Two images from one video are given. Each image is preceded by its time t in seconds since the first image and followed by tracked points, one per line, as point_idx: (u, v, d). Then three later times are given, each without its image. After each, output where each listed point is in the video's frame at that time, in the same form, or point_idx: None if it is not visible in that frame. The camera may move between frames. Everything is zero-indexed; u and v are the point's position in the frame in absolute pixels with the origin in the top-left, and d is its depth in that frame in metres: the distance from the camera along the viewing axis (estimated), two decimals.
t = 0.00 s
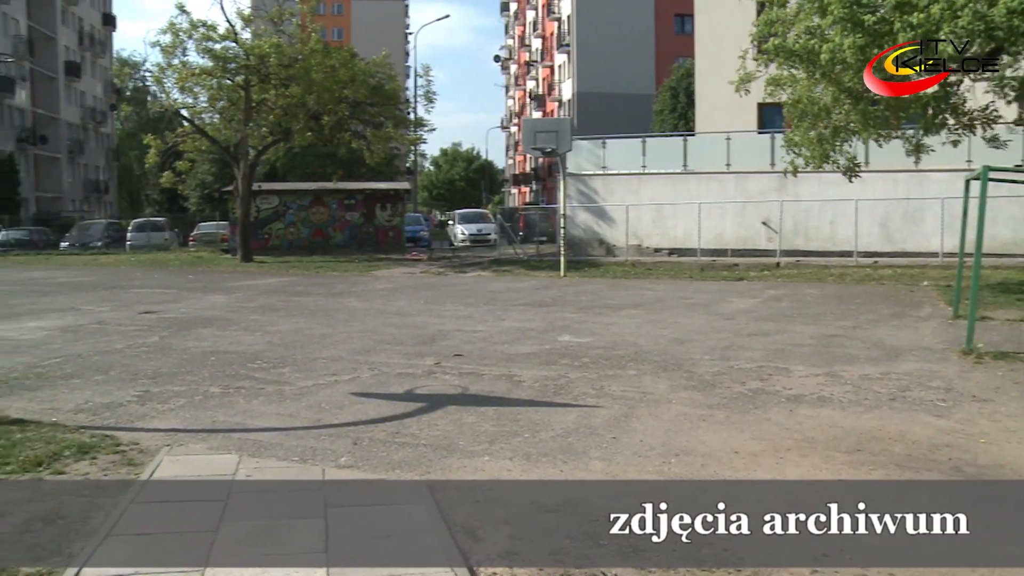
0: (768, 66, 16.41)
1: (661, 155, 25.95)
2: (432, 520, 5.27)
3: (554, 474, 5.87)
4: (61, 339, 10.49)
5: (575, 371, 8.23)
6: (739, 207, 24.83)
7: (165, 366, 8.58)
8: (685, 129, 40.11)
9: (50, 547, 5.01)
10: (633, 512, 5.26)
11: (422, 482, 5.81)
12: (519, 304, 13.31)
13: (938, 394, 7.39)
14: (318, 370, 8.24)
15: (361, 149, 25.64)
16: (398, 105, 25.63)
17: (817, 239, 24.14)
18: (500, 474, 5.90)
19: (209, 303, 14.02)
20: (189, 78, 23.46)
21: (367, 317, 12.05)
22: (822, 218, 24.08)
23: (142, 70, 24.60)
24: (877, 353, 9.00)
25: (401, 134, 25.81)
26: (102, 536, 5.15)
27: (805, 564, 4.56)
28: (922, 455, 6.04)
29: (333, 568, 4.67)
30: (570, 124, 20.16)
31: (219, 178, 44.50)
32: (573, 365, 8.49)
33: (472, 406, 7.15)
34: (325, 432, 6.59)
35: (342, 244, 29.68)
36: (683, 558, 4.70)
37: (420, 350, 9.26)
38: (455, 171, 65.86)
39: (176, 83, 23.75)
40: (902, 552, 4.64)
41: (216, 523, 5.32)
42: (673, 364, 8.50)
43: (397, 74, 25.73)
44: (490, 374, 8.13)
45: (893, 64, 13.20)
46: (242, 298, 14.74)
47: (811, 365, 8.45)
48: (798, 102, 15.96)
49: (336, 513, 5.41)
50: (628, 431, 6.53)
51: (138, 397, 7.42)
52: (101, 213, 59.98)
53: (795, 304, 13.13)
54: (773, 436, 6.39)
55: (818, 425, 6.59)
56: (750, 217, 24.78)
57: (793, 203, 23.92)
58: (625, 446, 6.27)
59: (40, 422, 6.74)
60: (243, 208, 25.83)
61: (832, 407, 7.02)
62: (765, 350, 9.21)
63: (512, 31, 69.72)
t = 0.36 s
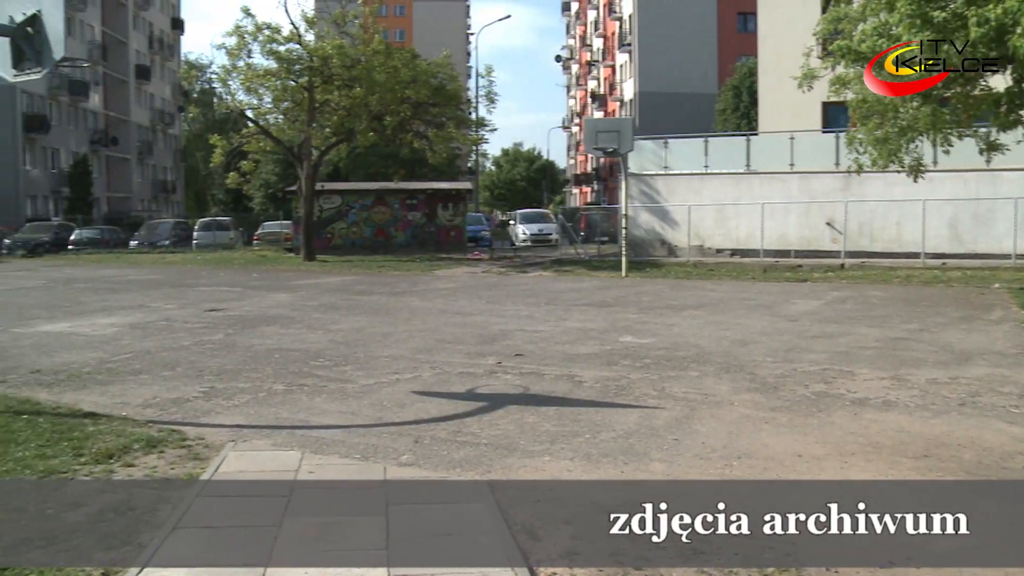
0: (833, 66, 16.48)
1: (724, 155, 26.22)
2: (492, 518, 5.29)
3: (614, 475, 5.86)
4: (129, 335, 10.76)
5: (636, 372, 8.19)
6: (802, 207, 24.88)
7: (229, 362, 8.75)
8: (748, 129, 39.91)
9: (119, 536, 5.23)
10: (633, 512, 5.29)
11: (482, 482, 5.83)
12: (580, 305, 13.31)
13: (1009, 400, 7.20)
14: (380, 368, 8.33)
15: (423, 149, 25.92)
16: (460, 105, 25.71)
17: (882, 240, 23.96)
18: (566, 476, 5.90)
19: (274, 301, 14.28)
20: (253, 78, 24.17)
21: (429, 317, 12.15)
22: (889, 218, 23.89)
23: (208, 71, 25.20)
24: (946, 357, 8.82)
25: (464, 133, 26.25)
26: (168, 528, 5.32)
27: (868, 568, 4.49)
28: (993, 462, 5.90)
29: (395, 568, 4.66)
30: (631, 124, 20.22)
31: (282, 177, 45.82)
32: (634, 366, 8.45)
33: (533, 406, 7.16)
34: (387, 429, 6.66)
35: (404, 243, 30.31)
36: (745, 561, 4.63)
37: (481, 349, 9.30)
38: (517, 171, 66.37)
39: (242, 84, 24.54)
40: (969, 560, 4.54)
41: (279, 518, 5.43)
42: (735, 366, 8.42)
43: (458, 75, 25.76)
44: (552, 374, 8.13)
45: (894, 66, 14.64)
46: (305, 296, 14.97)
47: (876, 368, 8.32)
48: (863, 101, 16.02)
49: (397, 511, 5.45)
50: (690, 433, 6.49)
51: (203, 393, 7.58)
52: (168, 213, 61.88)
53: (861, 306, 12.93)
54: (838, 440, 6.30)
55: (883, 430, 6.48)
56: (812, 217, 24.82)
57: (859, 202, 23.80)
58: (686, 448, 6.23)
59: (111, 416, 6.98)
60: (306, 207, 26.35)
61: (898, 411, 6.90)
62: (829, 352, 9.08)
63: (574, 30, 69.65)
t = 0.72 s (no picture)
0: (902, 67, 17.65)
1: (787, 155, 26.47)
2: (552, 518, 5.30)
3: (675, 476, 5.84)
4: (194, 332, 10.98)
5: (697, 374, 8.14)
6: (866, 207, 24.80)
7: (291, 360, 8.89)
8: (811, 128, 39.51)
9: (185, 529, 5.37)
10: (634, 513, 5.33)
11: (543, 482, 5.85)
12: (641, 305, 13.31)
13: None
14: (441, 367, 8.40)
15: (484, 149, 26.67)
16: (520, 106, 26.59)
17: (950, 241, 23.67)
18: (631, 478, 5.87)
19: (336, 300, 14.48)
20: (316, 79, 25.03)
21: (489, 316, 12.26)
22: (956, 219, 23.63)
23: (272, 73, 26.02)
24: (1018, 363, 8.62)
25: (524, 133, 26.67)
26: (235, 521, 5.44)
27: None
28: None
29: (455, 568, 4.67)
30: (692, 123, 21.08)
31: (343, 177, 46.89)
32: (695, 367, 8.41)
33: (592, 406, 7.17)
34: (448, 428, 6.73)
35: (465, 242, 31.55)
36: (806, 565, 4.57)
37: (541, 349, 9.31)
38: (577, 171, 66.73)
39: (304, 84, 25.42)
40: None
41: (340, 515, 5.51)
42: (797, 368, 8.33)
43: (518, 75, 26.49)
44: (612, 375, 8.12)
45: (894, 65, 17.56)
46: (365, 295, 15.16)
47: (944, 372, 8.16)
48: (932, 99, 17.30)
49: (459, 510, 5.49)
50: (751, 436, 6.44)
51: (266, 390, 7.72)
52: (231, 212, 63.87)
53: (928, 309, 12.72)
54: (902, 445, 6.20)
55: (950, 436, 6.36)
56: (876, 217, 24.75)
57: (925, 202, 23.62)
58: (747, 451, 6.19)
59: (177, 411, 7.16)
60: (368, 207, 26.86)
61: (967, 417, 6.76)
62: (894, 356, 8.94)
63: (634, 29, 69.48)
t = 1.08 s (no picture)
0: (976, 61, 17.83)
1: (855, 154, 26.50)
2: (614, 518, 5.27)
3: (740, 479, 5.78)
4: (261, 329, 11.19)
5: (762, 376, 8.06)
6: (937, 208, 24.66)
7: (355, 358, 9.00)
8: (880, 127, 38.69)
9: (251, 522, 5.48)
10: (634, 513, 5.34)
11: (605, 482, 5.85)
12: (706, 307, 13.26)
13: None
14: (506, 367, 8.46)
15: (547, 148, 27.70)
16: (585, 105, 27.31)
17: None
18: (696, 480, 5.81)
19: (401, 299, 14.69)
20: (381, 80, 25.94)
21: (552, 316, 12.34)
22: None
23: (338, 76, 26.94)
24: None
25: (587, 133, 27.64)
26: (299, 516, 5.54)
27: None
28: None
29: (517, 568, 4.68)
30: (758, 123, 21.83)
31: (408, 178, 48.40)
32: (760, 369, 8.33)
33: (656, 407, 7.15)
34: (511, 428, 6.78)
35: (528, 242, 32.09)
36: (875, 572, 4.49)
37: (605, 350, 9.31)
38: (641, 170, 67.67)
39: (370, 86, 26.35)
40: None
41: (403, 511, 5.57)
42: (865, 371, 8.21)
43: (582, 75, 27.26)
44: (677, 376, 8.09)
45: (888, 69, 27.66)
46: (429, 294, 15.31)
47: (1019, 378, 7.96)
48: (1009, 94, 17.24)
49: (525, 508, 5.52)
50: (817, 439, 6.35)
51: (330, 388, 7.83)
52: (298, 212, 66.46)
53: (1003, 312, 12.42)
54: (973, 453, 6.06)
55: None
56: (947, 217, 24.52)
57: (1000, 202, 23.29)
58: (813, 454, 6.11)
59: (243, 407, 7.30)
60: (432, 207, 27.88)
61: None
62: (966, 360, 8.75)
63: (698, 29, 69.08)
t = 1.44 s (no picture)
0: None
1: (929, 154, 26.32)
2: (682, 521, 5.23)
3: (812, 484, 5.69)
4: (330, 327, 11.39)
5: (832, 379, 7.95)
6: (1016, 208, 24.05)
7: (423, 356, 9.09)
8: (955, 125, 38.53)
9: (320, 518, 5.55)
10: (634, 513, 5.38)
11: (671, 485, 5.81)
12: (774, 308, 13.16)
13: None
14: (573, 367, 8.51)
15: (615, 147, 28.61)
16: (651, 105, 28.06)
17: None
18: (759, 484, 5.76)
19: (468, 298, 14.86)
20: (449, 81, 26.96)
21: (620, 317, 12.41)
22: None
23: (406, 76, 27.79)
24: None
25: (655, 134, 28.49)
26: (364, 513, 5.60)
27: None
28: None
29: (582, 568, 4.67)
30: (829, 123, 21.63)
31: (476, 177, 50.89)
32: (830, 372, 8.22)
33: (724, 409, 7.11)
34: (577, 428, 6.81)
35: (596, 242, 33.04)
36: None
37: (673, 351, 9.31)
38: (709, 171, 72.61)
39: (439, 87, 27.34)
40: None
41: (469, 510, 5.59)
42: (940, 376, 8.04)
43: (648, 74, 28.14)
44: (745, 378, 8.04)
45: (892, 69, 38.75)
46: (495, 294, 15.42)
47: None
48: None
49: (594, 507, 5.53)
50: (889, 445, 6.25)
51: (399, 386, 7.91)
52: (366, 212, 67.27)
53: None
54: None
55: None
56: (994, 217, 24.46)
57: None
58: (885, 460, 6.00)
59: (311, 404, 7.43)
60: (499, 207, 28.65)
61: None
62: None
63: (768, 26, 68.40)
